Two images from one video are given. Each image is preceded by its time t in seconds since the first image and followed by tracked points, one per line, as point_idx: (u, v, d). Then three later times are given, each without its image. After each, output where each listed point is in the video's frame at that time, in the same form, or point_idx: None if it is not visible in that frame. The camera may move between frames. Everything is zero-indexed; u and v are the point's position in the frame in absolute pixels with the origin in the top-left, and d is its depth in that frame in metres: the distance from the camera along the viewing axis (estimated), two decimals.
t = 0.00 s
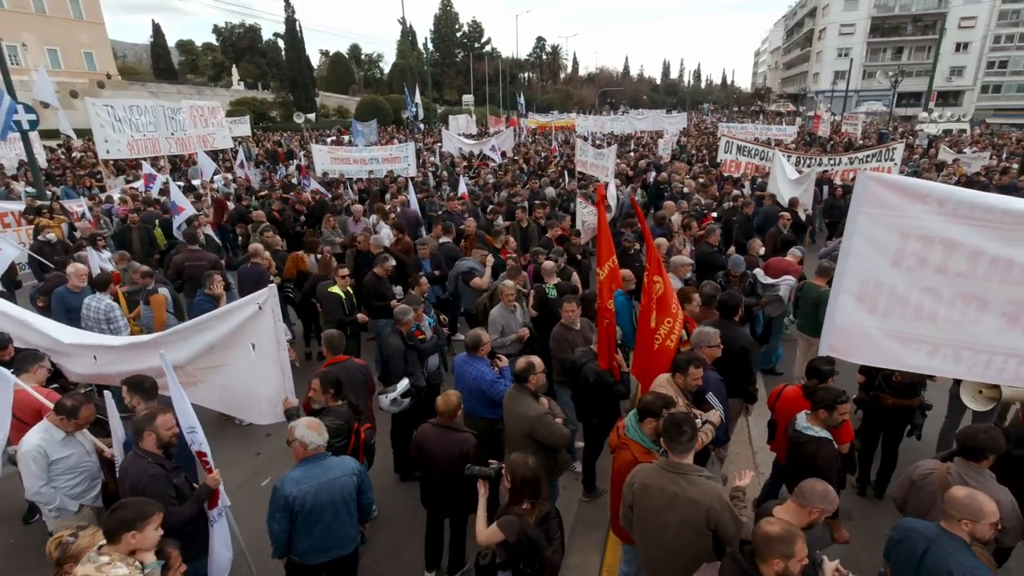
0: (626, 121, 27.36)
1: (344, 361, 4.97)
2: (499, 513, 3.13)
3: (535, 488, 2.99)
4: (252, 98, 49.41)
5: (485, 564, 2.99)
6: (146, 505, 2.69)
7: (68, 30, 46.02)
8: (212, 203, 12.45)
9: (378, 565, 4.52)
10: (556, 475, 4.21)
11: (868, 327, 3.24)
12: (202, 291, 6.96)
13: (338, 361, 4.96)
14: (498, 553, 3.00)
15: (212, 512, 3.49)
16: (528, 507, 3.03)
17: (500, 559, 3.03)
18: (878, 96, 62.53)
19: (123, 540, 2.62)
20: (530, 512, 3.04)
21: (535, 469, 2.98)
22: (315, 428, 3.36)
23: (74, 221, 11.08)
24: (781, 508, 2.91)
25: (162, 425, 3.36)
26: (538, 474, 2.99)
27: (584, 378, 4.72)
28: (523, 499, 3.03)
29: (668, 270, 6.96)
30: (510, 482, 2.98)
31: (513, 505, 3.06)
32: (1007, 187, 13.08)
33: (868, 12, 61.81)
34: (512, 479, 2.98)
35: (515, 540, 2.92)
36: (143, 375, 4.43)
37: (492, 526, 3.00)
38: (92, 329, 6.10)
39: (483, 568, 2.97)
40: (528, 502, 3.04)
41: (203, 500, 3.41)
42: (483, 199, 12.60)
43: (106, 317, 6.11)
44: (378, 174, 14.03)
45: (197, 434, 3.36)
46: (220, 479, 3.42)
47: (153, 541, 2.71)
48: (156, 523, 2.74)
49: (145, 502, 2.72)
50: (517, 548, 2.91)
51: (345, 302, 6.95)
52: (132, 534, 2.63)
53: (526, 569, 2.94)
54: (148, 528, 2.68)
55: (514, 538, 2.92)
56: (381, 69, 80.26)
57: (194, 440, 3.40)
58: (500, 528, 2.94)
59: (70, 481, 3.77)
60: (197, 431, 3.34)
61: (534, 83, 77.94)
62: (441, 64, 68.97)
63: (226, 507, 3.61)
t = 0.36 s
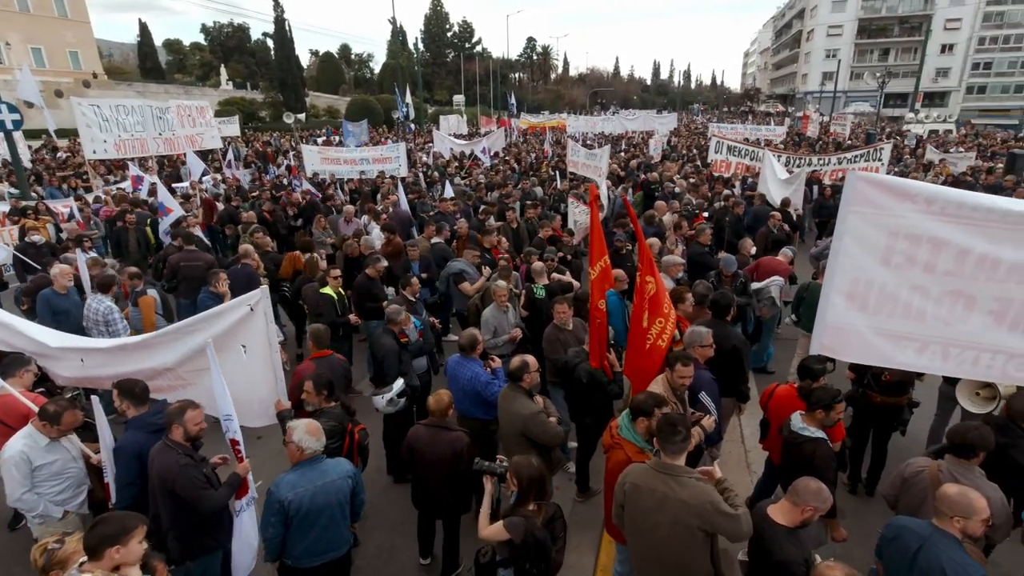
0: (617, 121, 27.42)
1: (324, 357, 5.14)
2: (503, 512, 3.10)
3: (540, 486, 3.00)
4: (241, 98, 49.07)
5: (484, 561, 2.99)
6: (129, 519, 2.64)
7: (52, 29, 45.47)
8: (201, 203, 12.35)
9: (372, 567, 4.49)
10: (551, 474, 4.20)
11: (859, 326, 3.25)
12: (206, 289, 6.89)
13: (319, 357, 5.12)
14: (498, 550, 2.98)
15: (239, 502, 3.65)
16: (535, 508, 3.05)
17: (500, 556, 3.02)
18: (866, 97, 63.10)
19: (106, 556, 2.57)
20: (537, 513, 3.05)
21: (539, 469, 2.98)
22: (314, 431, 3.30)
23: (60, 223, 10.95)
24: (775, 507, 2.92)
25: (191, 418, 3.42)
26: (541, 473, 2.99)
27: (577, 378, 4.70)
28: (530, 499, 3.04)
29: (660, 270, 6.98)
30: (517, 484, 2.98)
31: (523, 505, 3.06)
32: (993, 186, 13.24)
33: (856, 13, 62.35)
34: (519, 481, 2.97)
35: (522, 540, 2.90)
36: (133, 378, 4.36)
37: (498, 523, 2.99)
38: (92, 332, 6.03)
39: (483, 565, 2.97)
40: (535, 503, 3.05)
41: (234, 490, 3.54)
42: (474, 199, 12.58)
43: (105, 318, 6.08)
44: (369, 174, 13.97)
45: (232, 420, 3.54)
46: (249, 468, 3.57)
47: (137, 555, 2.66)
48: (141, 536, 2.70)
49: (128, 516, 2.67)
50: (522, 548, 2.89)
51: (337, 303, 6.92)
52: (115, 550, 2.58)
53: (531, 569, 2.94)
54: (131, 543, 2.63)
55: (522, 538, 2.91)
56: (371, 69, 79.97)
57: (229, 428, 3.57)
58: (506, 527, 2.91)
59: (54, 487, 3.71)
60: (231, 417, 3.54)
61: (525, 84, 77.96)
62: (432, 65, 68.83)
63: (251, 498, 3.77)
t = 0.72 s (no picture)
0: (610, 120, 27.44)
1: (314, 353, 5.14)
2: (503, 505, 3.09)
3: (541, 480, 3.01)
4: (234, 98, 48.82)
5: (484, 554, 3.04)
6: (117, 526, 2.62)
7: (42, 28, 45.11)
8: (193, 203, 12.28)
9: (367, 568, 4.48)
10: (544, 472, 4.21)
11: (850, 324, 3.26)
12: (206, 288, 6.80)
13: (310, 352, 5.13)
14: (497, 544, 3.05)
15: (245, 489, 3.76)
16: (534, 501, 3.03)
17: (500, 549, 3.09)
18: (858, 96, 63.41)
19: (95, 565, 2.54)
20: (537, 506, 3.04)
21: (539, 463, 2.97)
22: (307, 433, 3.28)
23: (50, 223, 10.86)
24: (769, 505, 2.92)
25: (199, 410, 3.53)
26: (541, 467, 2.98)
27: (571, 377, 4.70)
28: (529, 492, 3.03)
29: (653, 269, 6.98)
30: (518, 478, 2.97)
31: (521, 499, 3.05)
32: (984, 185, 13.32)
33: (848, 13, 62.64)
34: (519, 475, 2.97)
35: (522, 534, 2.92)
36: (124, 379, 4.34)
37: (498, 516, 3.00)
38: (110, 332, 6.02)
39: (482, 558, 3.02)
40: (534, 497, 3.04)
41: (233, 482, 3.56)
42: (468, 199, 12.56)
43: (122, 317, 6.07)
44: (362, 174, 13.92)
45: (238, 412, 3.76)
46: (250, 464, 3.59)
47: (126, 562, 2.64)
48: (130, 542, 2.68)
49: (116, 523, 2.65)
50: (522, 541, 2.93)
51: (331, 303, 6.87)
52: (104, 559, 2.56)
53: (531, 561, 2.97)
54: (121, 550, 2.61)
55: (522, 532, 2.92)
56: (365, 68, 79.72)
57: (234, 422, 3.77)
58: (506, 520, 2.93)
59: (41, 491, 3.68)
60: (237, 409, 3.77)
61: (519, 83, 77.93)
62: (425, 64, 68.74)
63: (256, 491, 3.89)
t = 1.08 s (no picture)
0: (604, 120, 27.49)
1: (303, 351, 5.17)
2: (499, 501, 3.10)
3: (538, 476, 3.02)
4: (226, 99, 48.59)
5: (479, 550, 3.02)
6: (104, 526, 2.62)
7: (31, 28, 44.76)
8: (184, 205, 12.22)
9: (359, 567, 4.49)
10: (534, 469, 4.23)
11: (838, 321, 3.28)
12: (195, 292, 6.78)
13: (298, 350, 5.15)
14: (493, 540, 3.02)
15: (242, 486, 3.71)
16: (530, 498, 3.05)
17: (494, 545, 3.07)
18: (849, 95, 63.77)
19: (84, 564, 2.55)
20: (534, 502, 3.07)
21: (534, 459, 2.99)
22: (297, 435, 3.28)
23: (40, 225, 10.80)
24: (755, 500, 2.96)
25: (201, 409, 3.57)
26: (537, 462, 3.01)
27: (563, 377, 4.72)
28: (526, 488, 3.04)
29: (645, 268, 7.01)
30: (513, 473, 2.99)
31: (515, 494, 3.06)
32: (972, 183, 13.45)
33: (838, 13, 62.93)
34: (515, 470, 2.98)
35: (518, 529, 2.93)
36: (114, 380, 4.31)
37: (494, 511, 3.00)
38: (122, 331, 6.25)
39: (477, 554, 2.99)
40: (531, 493, 3.06)
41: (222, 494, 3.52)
42: (461, 198, 12.57)
43: (131, 316, 6.32)
44: (355, 175, 13.89)
45: (238, 407, 3.79)
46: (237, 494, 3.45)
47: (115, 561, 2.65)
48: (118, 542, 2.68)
49: (103, 523, 2.65)
50: (519, 536, 2.93)
51: (323, 304, 6.87)
52: (92, 557, 2.56)
53: (526, 556, 2.98)
54: (108, 548, 2.62)
55: (517, 528, 2.93)
56: (358, 69, 79.49)
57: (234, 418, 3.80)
58: (502, 516, 2.94)
59: (31, 494, 3.66)
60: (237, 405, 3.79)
61: (512, 83, 77.91)
62: (418, 64, 68.63)
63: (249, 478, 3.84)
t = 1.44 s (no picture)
0: (596, 121, 27.55)
1: (294, 350, 5.19)
2: (494, 503, 3.10)
3: (533, 476, 3.02)
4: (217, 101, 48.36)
5: (474, 551, 3.01)
6: (96, 529, 2.61)
7: (18, 30, 44.39)
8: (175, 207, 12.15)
9: (353, 569, 4.48)
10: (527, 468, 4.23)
11: (828, 318, 3.30)
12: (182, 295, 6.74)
13: (288, 350, 5.17)
14: (488, 541, 3.02)
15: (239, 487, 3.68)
16: (526, 498, 3.05)
17: (489, 546, 3.07)
18: (840, 95, 64.22)
19: (76, 567, 2.53)
20: (529, 503, 3.07)
21: (529, 459, 3.00)
22: (286, 438, 3.27)
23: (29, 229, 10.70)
24: (745, 496, 2.98)
25: (198, 411, 3.56)
26: (532, 462, 3.01)
27: (556, 377, 4.73)
28: (521, 489, 3.04)
29: (637, 267, 7.03)
30: (508, 474, 2.99)
31: (510, 495, 3.06)
32: (961, 181, 13.57)
33: (828, 13, 63.31)
34: (510, 471, 2.99)
35: (513, 530, 2.93)
36: (105, 385, 4.27)
37: (488, 513, 3.00)
38: (130, 332, 6.20)
39: (472, 556, 2.98)
40: (526, 493, 3.06)
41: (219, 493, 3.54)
42: (453, 199, 12.56)
43: (139, 317, 6.27)
44: (347, 177, 13.86)
45: (236, 411, 3.80)
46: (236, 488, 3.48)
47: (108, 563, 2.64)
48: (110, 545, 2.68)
49: (96, 527, 2.64)
50: (513, 538, 2.92)
51: (316, 306, 6.84)
52: (84, 560, 2.55)
53: (521, 557, 2.99)
54: (100, 550, 2.61)
55: (513, 529, 2.93)
56: (349, 70, 79.33)
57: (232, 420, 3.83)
58: (498, 517, 2.93)
59: (23, 501, 3.64)
60: (235, 408, 3.79)
61: (504, 84, 77.93)
62: (411, 66, 68.59)
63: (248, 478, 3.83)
